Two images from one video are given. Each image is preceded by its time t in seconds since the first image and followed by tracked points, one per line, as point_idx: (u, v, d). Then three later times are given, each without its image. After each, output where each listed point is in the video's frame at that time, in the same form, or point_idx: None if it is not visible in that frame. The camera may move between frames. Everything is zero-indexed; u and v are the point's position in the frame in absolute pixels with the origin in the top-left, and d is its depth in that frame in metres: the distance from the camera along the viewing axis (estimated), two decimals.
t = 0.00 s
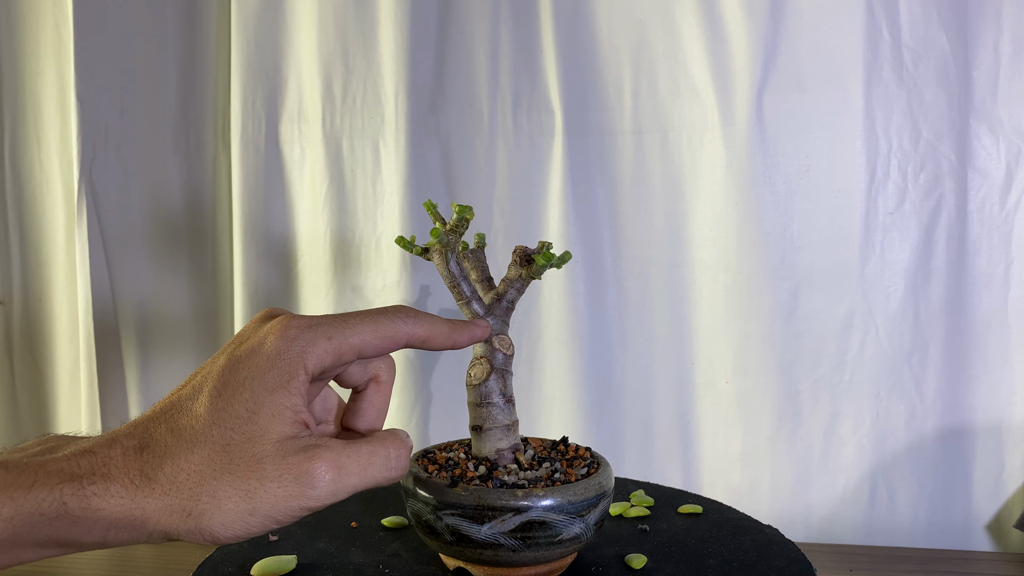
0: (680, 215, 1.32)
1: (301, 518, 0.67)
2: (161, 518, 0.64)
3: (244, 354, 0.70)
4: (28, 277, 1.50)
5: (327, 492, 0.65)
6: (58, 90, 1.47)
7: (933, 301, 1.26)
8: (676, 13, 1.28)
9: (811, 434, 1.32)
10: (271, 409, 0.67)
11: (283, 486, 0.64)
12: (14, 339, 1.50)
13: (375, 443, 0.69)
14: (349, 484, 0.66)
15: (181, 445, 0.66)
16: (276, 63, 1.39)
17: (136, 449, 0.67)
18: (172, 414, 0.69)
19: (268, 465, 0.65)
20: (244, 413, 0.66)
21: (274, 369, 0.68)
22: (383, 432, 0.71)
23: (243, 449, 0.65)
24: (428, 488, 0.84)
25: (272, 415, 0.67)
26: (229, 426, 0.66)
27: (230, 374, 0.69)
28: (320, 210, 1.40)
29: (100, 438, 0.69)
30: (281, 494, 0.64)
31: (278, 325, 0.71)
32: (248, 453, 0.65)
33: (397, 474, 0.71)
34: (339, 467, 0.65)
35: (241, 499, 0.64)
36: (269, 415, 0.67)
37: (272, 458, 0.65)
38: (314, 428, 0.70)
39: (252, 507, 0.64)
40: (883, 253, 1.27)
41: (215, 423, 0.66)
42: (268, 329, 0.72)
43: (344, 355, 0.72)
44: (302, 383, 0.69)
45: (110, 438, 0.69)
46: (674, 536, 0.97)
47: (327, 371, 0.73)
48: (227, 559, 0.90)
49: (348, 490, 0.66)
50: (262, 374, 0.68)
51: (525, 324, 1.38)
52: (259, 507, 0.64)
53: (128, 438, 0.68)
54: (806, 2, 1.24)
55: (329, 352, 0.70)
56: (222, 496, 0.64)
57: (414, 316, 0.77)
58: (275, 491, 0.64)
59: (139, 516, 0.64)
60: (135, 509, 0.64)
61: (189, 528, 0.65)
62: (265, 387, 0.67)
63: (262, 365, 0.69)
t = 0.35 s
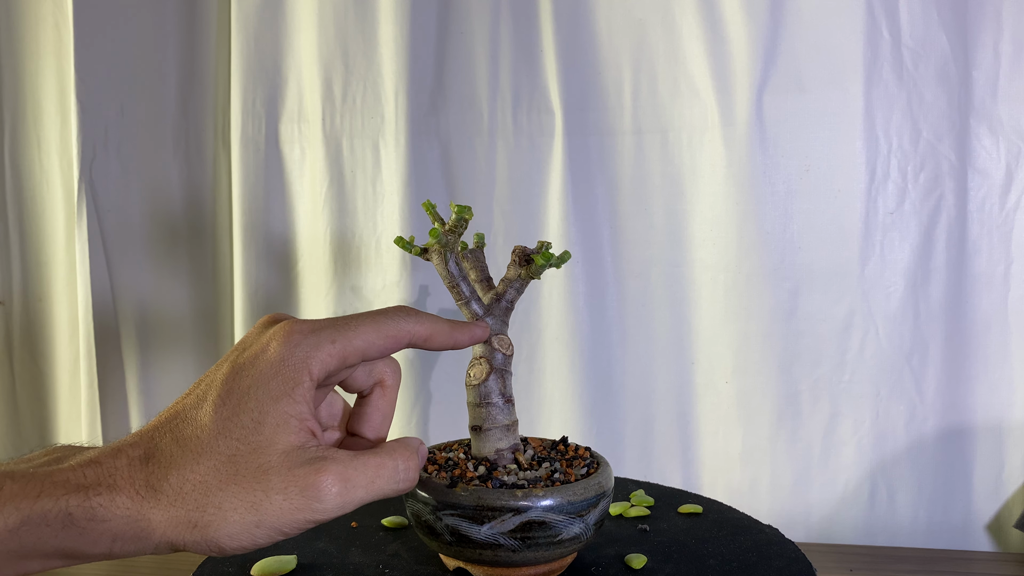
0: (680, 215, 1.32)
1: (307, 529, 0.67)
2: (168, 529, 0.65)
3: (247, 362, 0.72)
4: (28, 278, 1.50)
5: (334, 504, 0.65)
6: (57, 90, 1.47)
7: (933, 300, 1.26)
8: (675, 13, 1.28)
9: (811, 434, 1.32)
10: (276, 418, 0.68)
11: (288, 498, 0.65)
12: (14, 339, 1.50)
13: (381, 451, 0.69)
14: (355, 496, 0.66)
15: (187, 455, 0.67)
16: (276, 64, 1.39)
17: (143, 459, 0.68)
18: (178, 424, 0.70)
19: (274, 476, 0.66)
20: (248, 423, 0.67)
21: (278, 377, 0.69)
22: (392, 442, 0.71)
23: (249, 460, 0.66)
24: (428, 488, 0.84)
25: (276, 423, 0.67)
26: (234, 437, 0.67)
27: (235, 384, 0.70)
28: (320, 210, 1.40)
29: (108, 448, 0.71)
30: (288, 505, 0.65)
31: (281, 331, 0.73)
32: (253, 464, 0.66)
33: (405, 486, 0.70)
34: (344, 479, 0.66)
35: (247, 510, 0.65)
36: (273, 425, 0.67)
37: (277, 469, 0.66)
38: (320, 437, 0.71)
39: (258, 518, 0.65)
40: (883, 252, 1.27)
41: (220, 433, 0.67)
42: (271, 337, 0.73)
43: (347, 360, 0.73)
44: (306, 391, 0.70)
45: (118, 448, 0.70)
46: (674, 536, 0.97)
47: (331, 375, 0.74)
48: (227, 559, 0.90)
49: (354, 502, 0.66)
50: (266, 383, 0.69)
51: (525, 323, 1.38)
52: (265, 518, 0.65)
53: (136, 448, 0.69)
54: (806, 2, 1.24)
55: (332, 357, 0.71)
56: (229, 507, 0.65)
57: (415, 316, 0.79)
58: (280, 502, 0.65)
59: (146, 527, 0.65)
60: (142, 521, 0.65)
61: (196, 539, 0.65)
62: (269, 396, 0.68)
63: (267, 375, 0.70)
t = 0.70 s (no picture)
0: (680, 215, 1.32)
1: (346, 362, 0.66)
2: (207, 379, 0.64)
3: (233, 202, 0.67)
4: (28, 278, 1.50)
5: (370, 343, 0.63)
6: (57, 89, 1.47)
7: (933, 300, 1.26)
8: (676, 13, 1.28)
9: (811, 434, 1.32)
10: (286, 253, 0.64)
11: (317, 338, 0.63)
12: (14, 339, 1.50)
13: (425, 297, 0.65)
14: (392, 326, 0.63)
15: (203, 306, 0.64)
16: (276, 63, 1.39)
17: (163, 318, 0.66)
18: (189, 275, 0.67)
19: (298, 317, 0.63)
20: (257, 261, 0.64)
21: (269, 213, 0.65)
22: (439, 295, 0.66)
23: (268, 298, 0.63)
24: (428, 488, 0.84)
25: (287, 259, 0.64)
26: (248, 279, 0.64)
27: (234, 231, 0.66)
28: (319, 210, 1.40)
29: (130, 313, 0.69)
30: (318, 341, 0.63)
31: (260, 163, 0.66)
32: (273, 302, 0.63)
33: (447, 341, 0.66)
34: (374, 319, 0.63)
35: (278, 350, 0.63)
36: (287, 265, 0.64)
37: (300, 309, 0.63)
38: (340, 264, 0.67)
39: (290, 357, 0.63)
40: (883, 252, 1.27)
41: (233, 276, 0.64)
42: (254, 170, 0.67)
43: (324, 161, 0.67)
44: (306, 218, 0.65)
45: (140, 310, 0.68)
46: (674, 536, 0.97)
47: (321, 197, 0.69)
48: (227, 559, 0.90)
49: (384, 342, 0.64)
50: (263, 218, 0.65)
51: (525, 324, 1.38)
52: (297, 354, 0.63)
53: (155, 306, 0.67)
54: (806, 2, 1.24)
55: (310, 170, 0.66)
56: (261, 349, 0.63)
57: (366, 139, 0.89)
58: (310, 342, 0.63)
59: (182, 377, 0.64)
60: (176, 372, 0.64)
61: (239, 382, 0.64)
62: (270, 234, 0.64)
63: (262, 205, 0.65)
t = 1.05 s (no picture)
0: (680, 215, 1.32)
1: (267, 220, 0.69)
2: (161, 153, 0.69)
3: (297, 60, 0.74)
4: (28, 278, 1.50)
5: (290, 210, 0.67)
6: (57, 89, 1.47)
7: (933, 300, 1.26)
8: (676, 13, 1.28)
9: (811, 434, 1.32)
10: (291, 109, 0.69)
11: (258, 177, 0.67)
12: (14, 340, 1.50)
13: (362, 219, 0.69)
14: (318, 216, 0.67)
15: (207, 106, 0.70)
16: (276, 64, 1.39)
17: (169, 97, 0.71)
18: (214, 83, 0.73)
19: (258, 155, 0.68)
20: (269, 101, 0.69)
21: (310, 80, 0.71)
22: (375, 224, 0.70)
23: (253, 126, 0.68)
24: (428, 488, 0.84)
25: (289, 113, 0.69)
26: (248, 107, 0.69)
27: (273, 75, 0.72)
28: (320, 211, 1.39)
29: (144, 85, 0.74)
30: (258, 181, 0.67)
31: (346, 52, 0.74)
32: (251, 133, 0.68)
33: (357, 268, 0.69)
34: (310, 198, 0.67)
35: (224, 169, 0.68)
36: (286, 117, 0.69)
37: (267, 150, 0.68)
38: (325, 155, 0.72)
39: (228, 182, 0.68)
40: (883, 252, 1.27)
41: (243, 101, 0.69)
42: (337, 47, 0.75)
43: (382, 83, 0.74)
44: (330, 102, 0.71)
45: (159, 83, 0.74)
46: (674, 536, 0.97)
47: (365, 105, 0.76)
48: (227, 559, 0.90)
49: (302, 223, 0.67)
50: (302, 77, 0.71)
51: (525, 323, 1.38)
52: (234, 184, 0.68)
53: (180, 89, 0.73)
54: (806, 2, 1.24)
55: (364, 79, 0.73)
56: (213, 165, 0.68)
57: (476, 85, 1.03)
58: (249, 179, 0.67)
59: (150, 148, 0.69)
60: (149, 138, 0.69)
61: (182, 174, 0.69)
62: (296, 91, 0.70)
63: (312, 68, 0.72)
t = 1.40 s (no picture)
0: (680, 215, 1.32)
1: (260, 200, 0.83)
2: (182, 119, 0.83)
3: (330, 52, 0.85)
4: (28, 278, 1.50)
5: (288, 206, 0.80)
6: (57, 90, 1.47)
7: (933, 300, 1.26)
8: (676, 13, 1.28)
9: (811, 435, 1.32)
10: (308, 104, 0.81)
11: (267, 166, 0.80)
12: (14, 341, 1.50)
13: (353, 228, 0.82)
14: (312, 220, 0.80)
15: (233, 86, 0.82)
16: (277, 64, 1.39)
17: (194, 65, 0.85)
18: (244, 58, 0.85)
19: (270, 144, 0.80)
20: (289, 93, 0.82)
21: (337, 77, 0.84)
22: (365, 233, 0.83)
23: (267, 117, 0.81)
24: (428, 488, 0.84)
25: (306, 108, 0.81)
26: (269, 95, 0.81)
27: (305, 64, 0.84)
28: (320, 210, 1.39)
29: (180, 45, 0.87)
30: (265, 170, 0.80)
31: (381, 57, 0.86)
32: (267, 122, 0.81)
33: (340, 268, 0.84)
34: (308, 200, 0.80)
35: (231, 151, 0.81)
36: (303, 109, 0.81)
37: (278, 139, 0.80)
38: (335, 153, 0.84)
39: (236, 161, 0.81)
40: (883, 252, 1.27)
41: (265, 87, 0.82)
42: (375, 46, 0.87)
43: (405, 93, 0.87)
44: (351, 101, 0.84)
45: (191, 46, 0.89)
46: (674, 536, 0.97)
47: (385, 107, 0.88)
48: (227, 559, 0.90)
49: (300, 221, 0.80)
50: (332, 72, 0.84)
51: (525, 323, 1.38)
52: (240, 164, 0.81)
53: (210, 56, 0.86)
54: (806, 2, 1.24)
55: (390, 86, 0.86)
56: (223, 139, 0.81)
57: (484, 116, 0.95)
58: (259, 164, 0.80)
59: (161, 106, 0.84)
60: (165, 101, 0.83)
61: (189, 139, 0.83)
62: (321, 86, 0.82)
63: (348, 63, 0.85)
